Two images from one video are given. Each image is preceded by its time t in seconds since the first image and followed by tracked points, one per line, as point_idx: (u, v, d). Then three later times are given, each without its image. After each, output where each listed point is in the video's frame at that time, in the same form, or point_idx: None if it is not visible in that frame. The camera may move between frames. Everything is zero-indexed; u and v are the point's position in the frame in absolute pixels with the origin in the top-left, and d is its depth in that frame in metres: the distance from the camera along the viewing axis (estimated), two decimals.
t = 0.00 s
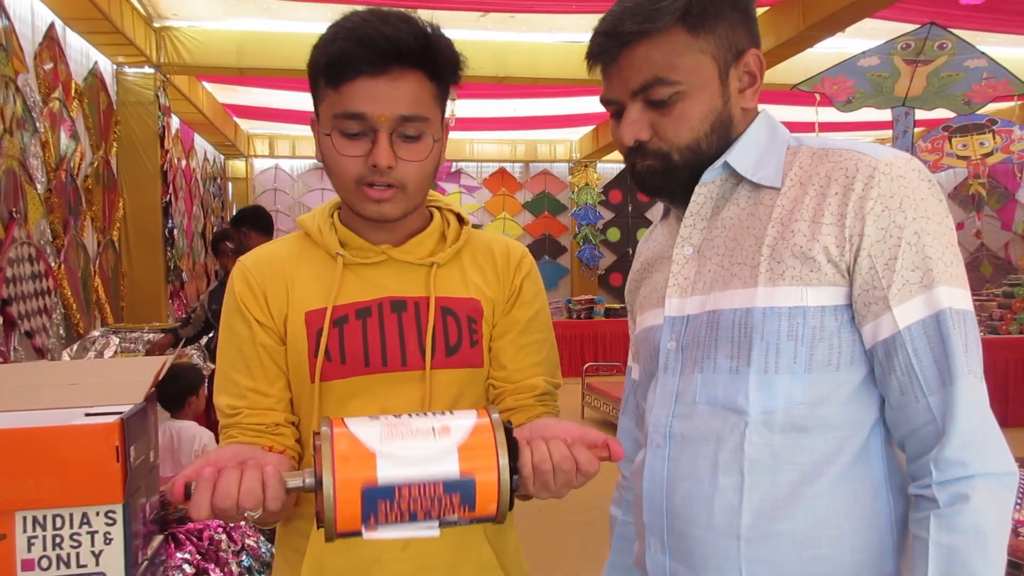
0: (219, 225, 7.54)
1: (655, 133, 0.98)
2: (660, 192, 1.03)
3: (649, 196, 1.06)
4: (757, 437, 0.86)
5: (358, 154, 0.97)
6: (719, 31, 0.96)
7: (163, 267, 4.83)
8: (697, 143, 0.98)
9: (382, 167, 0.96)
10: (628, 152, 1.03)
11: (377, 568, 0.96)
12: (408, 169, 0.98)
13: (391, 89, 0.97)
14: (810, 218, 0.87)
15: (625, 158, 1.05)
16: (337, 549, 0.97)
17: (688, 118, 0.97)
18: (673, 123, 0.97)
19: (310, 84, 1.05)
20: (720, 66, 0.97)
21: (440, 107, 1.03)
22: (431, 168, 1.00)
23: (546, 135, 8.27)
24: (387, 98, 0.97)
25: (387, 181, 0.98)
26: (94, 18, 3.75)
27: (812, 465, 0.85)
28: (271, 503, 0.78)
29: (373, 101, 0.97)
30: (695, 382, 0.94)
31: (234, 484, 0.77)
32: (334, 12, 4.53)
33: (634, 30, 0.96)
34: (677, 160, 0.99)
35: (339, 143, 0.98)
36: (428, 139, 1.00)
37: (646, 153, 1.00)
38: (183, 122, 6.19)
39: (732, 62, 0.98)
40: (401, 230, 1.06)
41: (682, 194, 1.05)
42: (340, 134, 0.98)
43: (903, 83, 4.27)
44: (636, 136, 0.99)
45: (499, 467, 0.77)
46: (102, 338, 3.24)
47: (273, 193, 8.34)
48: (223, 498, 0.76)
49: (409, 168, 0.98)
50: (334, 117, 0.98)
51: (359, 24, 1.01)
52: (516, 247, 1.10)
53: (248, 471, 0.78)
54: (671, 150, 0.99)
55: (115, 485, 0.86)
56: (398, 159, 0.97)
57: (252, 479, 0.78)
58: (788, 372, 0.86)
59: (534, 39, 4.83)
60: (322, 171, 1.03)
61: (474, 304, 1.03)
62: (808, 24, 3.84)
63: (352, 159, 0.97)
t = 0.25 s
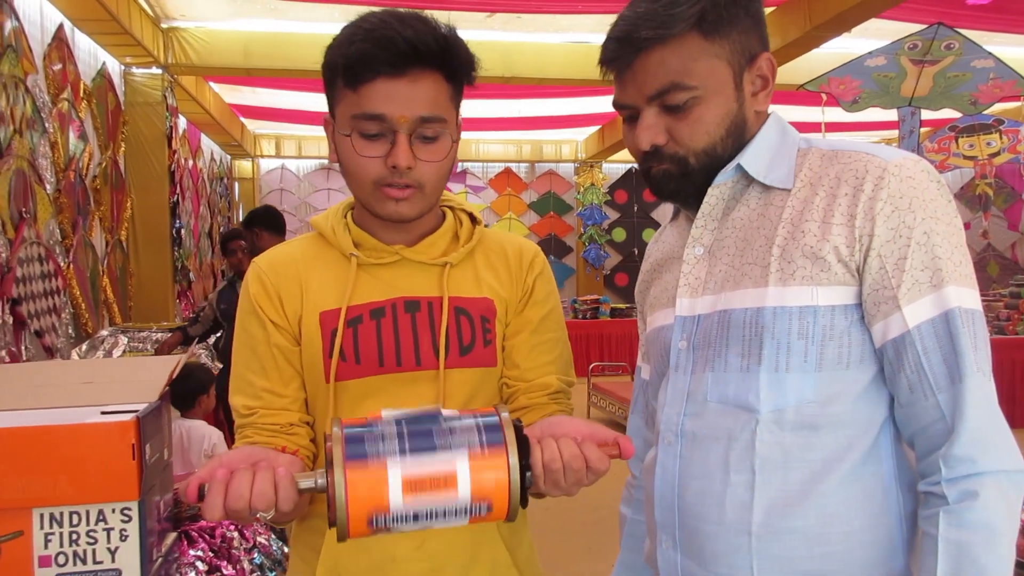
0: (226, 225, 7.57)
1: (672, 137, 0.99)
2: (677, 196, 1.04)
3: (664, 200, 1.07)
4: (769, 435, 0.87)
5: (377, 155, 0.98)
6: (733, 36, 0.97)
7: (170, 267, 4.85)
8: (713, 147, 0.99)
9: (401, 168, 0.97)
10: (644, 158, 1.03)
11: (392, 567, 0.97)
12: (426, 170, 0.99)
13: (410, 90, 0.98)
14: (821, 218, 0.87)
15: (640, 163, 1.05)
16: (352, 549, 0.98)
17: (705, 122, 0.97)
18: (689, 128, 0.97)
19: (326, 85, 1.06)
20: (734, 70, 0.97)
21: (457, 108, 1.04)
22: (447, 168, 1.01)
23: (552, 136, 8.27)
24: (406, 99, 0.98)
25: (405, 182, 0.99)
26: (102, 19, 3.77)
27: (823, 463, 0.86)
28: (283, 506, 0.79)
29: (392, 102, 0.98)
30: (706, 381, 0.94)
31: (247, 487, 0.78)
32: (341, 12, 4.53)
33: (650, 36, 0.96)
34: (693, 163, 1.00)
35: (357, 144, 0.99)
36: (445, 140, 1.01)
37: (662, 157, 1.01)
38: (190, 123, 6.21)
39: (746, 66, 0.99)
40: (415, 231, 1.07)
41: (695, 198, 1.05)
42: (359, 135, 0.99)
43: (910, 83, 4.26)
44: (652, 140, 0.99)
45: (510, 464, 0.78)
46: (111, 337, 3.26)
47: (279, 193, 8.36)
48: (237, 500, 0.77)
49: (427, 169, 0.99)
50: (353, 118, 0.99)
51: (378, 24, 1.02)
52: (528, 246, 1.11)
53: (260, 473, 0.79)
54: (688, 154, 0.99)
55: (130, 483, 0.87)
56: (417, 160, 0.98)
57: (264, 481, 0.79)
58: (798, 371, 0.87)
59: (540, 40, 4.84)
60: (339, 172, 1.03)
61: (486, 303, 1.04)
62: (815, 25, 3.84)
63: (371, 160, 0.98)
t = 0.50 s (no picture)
0: (235, 225, 7.60)
1: (684, 135, 0.99)
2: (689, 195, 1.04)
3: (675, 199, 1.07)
4: (781, 433, 0.87)
5: (396, 155, 0.98)
6: (746, 36, 0.97)
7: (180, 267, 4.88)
8: (725, 146, 0.99)
9: (420, 168, 0.97)
10: (656, 157, 1.03)
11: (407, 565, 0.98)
12: (443, 171, 1.00)
13: (429, 91, 0.99)
14: (833, 217, 0.87)
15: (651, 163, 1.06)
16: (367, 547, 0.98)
17: (718, 121, 0.97)
18: (702, 126, 0.98)
19: (343, 85, 1.06)
20: (747, 70, 0.98)
21: (473, 110, 1.05)
22: (463, 169, 1.02)
23: (560, 136, 8.26)
24: (425, 100, 0.99)
25: (422, 183, 1.00)
26: (113, 20, 3.79)
27: (834, 461, 0.86)
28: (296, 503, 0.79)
29: (411, 102, 0.99)
30: (717, 380, 0.94)
31: (259, 487, 0.79)
32: (350, 12, 4.55)
33: (663, 35, 0.96)
34: (705, 162, 1.00)
35: (376, 144, 0.99)
36: (461, 141, 1.01)
37: (674, 156, 1.01)
38: (199, 123, 6.24)
39: (759, 66, 0.99)
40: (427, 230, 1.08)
41: (706, 197, 1.05)
42: (378, 135, 1.00)
43: (919, 83, 4.24)
44: (665, 139, 0.99)
45: (520, 464, 0.79)
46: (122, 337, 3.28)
47: (288, 193, 8.40)
48: (249, 499, 0.78)
49: (444, 170, 1.00)
50: (372, 118, 1.00)
51: (398, 24, 1.02)
52: (539, 245, 1.11)
53: (272, 472, 0.80)
54: (699, 153, 0.99)
55: (146, 480, 0.87)
56: (435, 160, 0.98)
57: (276, 479, 0.79)
58: (810, 370, 0.87)
59: (548, 40, 4.84)
60: (355, 172, 1.04)
61: (498, 302, 1.05)
62: (825, 25, 3.82)
63: (389, 160, 0.99)
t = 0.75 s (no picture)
0: (245, 225, 7.64)
1: (690, 135, 0.99)
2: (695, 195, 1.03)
3: (682, 199, 1.07)
4: (787, 435, 0.87)
5: (418, 154, 0.99)
6: (754, 36, 0.97)
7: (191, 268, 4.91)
8: (731, 147, 0.99)
9: (443, 167, 0.98)
10: (662, 157, 1.03)
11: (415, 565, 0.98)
12: (463, 171, 1.00)
13: (449, 90, 1.00)
14: (840, 219, 0.87)
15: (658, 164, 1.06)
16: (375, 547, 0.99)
17: (724, 121, 0.97)
18: (708, 126, 0.97)
19: (358, 86, 1.06)
20: (755, 71, 0.97)
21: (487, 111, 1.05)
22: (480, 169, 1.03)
23: (569, 136, 8.25)
24: (447, 99, 0.99)
25: (443, 182, 1.00)
26: (124, 21, 3.82)
27: (841, 463, 0.85)
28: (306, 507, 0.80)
29: (433, 102, 0.99)
30: (724, 382, 0.94)
31: (269, 494, 0.79)
32: (360, 13, 4.56)
33: (671, 34, 0.96)
34: (711, 163, 1.00)
35: (397, 144, 1.00)
36: (479, 141, 1.02)
37: (681, 155, 1.01)
38: (210, 124, 6.28)
39: (766, 67, 0.99)
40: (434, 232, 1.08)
41: (713, 197, 1.05)
42: (399, 135, 1.00)
43: (930, 82, 4.21)
44: (671, 139, 0.99)
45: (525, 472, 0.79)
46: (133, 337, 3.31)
47: (298, 194, 8.44)
48: (258, 505, 0.78)
49: (464, 170, 1.00)
50: (393, 118, 1.00)
51: (418, 23, 1.03)
52: (545, 246, 1.12)
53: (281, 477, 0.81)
54: (706, 153, 0.99)
55: (156, 480, 0.88)
56: (457, 160, 0.99)
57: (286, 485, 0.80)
58: (817, 372, 0.87)
59: (557, 40, 4.84)
60: (372, 173, 1.04)
61: (505, 304, 1.05)
62: (835, 25, 3.80)
63: (410, 160, 0.99)
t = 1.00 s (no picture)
0: (254, 226, 7.68)
1: (695, 136, 0.99)
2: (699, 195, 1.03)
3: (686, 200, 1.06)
4: (792, 436, 0.87)
5: (478, 138, 1.01)
6: (760, 37, 0.96)
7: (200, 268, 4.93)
8: (736, 148, 0.98)
9: (502, 148, 1.03)
10: (669, 157, 1.03)
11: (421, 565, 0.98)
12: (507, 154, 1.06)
13: (490, 79, 1.05)
14: (845, 219, 0.86)
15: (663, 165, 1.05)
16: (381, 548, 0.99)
17: (729, 121, 0.97)
18: (713, 127, 0.97)
19: (392, 78, 1.04)
20: (760, 71, 0.97)
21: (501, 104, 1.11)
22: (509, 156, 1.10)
23: (577, 136, 8.24)
24: (492, 86, 1.04)
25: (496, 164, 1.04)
26: (133, 23, 3.84)
27: (846, 465, 0.85)
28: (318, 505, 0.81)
29: (487, 87, 1.03)
30: (728, 383, 0.94)
31: (281, 495, 0.79)
32: (367, 14, 4.57)
33: (676, 34, 0.96)
34: (716, 163, 0.99)
35: (457, 128, 1.02)
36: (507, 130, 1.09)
37: (685, 156, 1.00)
38: (219, 125, 6.31)
39: (772, 68, 0.98)
40: (439, 233, 1.09)
41: (718, 198, 1.05)
42: (456, 121, 1.02)
43: (940, 81, 4.18)
44: (676, 139, 0.99)
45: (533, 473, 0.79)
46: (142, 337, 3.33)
47: (306, 194, 8.47)
48: (271, 504, 0.79)
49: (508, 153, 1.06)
50: (452, 105, 1.02)
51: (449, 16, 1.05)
52: (546, 246, 1.12)
53: (293, 476, 0.81)
54: (710, 154, 0.99)
55: (164, 482, 0.89)
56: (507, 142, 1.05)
57: (298, 484, 0.80)
58: (822, 373, 0.86)
59: (564, 40, 4.83)
60: (422, 162, 1.02)
61: (510, 306, 1.05)
62: (844, 24, 3.78)
63: (472, 143, 1.01)
